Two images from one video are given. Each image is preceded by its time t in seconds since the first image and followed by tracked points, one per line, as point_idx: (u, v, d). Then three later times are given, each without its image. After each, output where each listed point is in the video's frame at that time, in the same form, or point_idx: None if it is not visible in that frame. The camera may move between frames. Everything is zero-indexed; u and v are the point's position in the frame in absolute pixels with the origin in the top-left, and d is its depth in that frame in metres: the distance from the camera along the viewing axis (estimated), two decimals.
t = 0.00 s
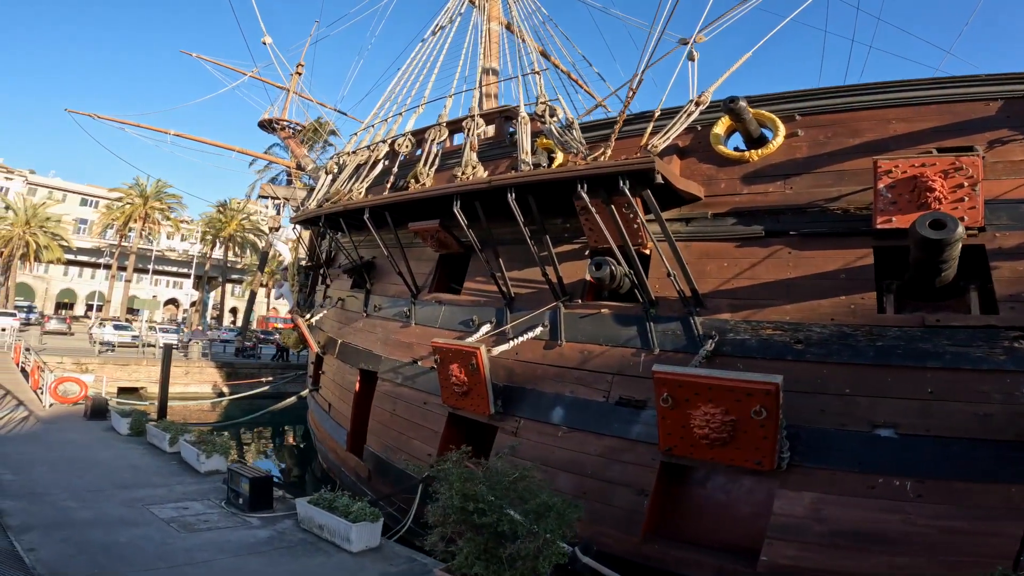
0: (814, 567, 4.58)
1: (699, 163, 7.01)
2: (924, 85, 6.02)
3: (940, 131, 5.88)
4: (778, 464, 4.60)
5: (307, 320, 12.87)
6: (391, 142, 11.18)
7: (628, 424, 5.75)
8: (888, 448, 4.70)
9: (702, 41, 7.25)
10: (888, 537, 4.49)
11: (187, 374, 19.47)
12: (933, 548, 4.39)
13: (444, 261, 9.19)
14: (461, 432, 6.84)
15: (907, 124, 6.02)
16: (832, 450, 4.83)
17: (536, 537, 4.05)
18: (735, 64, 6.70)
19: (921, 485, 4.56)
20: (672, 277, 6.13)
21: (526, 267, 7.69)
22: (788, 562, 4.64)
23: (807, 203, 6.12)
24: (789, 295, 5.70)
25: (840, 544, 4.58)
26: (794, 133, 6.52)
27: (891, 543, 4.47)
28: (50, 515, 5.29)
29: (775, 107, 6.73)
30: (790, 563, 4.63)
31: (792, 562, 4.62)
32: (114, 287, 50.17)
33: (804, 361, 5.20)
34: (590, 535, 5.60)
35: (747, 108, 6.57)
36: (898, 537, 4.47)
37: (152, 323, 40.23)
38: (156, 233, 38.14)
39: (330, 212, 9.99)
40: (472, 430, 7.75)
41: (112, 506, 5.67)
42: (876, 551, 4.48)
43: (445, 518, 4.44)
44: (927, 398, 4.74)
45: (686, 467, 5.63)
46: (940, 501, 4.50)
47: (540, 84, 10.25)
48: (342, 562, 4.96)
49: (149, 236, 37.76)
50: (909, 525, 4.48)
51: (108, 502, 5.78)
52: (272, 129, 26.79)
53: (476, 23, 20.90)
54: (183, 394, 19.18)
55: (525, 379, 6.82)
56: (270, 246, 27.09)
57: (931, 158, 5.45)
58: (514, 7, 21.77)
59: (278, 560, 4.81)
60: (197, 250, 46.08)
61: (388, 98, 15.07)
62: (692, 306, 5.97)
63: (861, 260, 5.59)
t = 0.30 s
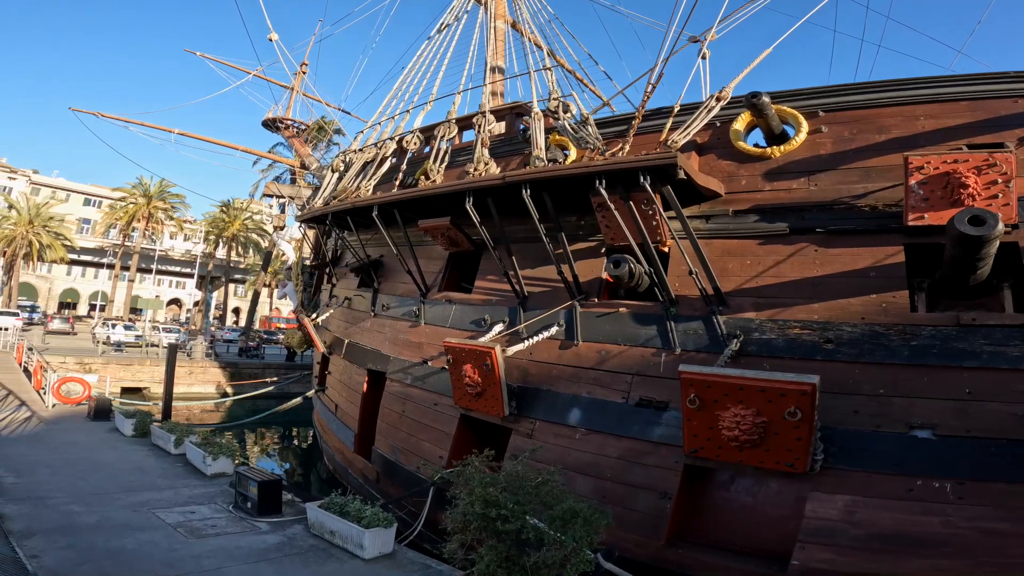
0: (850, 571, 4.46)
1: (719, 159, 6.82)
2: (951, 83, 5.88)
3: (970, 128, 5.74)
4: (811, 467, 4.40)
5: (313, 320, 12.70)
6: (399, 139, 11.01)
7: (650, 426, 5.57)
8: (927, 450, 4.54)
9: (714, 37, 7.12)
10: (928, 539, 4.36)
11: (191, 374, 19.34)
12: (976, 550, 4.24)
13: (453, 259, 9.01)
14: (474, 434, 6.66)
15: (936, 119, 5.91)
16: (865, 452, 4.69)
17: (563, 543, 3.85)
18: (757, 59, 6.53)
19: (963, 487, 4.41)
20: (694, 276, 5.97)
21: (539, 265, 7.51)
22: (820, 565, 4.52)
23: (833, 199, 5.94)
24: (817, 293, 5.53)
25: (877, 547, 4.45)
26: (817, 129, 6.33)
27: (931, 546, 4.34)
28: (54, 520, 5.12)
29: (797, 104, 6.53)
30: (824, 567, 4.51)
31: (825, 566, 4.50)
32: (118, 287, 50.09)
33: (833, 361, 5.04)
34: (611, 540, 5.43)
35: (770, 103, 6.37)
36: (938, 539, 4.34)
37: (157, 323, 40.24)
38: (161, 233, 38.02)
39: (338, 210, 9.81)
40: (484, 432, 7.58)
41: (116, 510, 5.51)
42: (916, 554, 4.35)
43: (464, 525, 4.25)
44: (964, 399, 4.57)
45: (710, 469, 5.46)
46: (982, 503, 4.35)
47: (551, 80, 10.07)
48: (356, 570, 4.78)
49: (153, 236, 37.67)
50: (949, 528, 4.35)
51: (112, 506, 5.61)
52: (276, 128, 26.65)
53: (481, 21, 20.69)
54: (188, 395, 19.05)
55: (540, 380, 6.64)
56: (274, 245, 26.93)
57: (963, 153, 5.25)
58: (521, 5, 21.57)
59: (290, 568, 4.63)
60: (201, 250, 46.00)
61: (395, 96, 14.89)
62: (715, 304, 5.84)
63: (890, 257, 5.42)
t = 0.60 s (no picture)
0: None
1: (736, 156, 6.62)
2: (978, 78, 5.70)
3: (998, 123, 5.56)
4: (843, 471, 4.25)
5: (317, 320, 12.51)
6: (405, 136, 10.83)
7: (669, 429, 5.38)
8: (964, 453, 4.39)
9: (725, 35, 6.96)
10: (965, 544, 4.18)
11: (192, 375, 19.16)
12: (1017, 555, 4.06)
13: (461, 258, 8.82)
14: (485, 437, 6.46)
15: (963, 115, 5.73)
16: (904, 456, 4.53)
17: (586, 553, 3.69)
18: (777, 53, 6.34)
19: (1001, 491, 4.27)
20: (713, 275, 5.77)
21: (550, 263, 7.32)
22: (854, 572, 4.33)
23: (857, 196, 5.76)
24: (842, 292, 5.35)
25: (911, 553, 4.27)
26: (839, 125, 6.14)
27: (969, 550, 4.16)
28: (51, 526, 4.93)
29: (818, 100, 6.32)
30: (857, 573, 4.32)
31: (856, 572, 4.32)
32: (119, 287, 50.03)
33: (863, 362, 4.90)
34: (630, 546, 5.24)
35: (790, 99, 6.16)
36: (976, 544, 4.16)
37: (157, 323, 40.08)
38: (162, 233, 37.86)
39: (343, 207, 9.62)
40: (493, 435, 7.39)
41: (117, 515, 5.32)
42: (954, 559, 4.17)
43: (480, 535, 4.13)
44: (1001, 401, 4.45)
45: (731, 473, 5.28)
46: (1021, 506, 4.21)
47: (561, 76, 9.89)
48: None
49: (154, 236, 37.52)
50: (988, 533, 4.18)
51: (112, 511, 5.43)
52: (279, 127, 26.52)
53: (485, 20, 20.53)
54: (189, 396, 18.88)
55: (553, 382, 6.44)
56: (276, 245, 26.73)
57: (993, 151, 5.04)
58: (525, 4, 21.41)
59: None
60: (203, 250, 45.89)
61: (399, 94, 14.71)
62: (736, 304, 5.65)
63: (918, 256, 5.25)
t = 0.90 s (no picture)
0: None
1: (756, 153, 6.44)
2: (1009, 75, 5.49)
3: None
4: (877, 473, 4.17)
5: (321, 320, 12.33)
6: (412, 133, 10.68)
7: (692, 432, 5.23)
8: (1003, 454, 4.30)
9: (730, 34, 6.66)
10: (1004, 546, 4.12)
11: (193, 375, 19.01)
12: None
13: (470, 257, 8.66)
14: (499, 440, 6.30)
15: (987, 114, 5.53)
16: (942, 458, 4.44)
17: (617, 563, 3.60)
18: (798, 49, 6.19)
19: None
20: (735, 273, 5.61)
21: (563, 262, 7.15)
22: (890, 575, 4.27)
23: (883, 194, 5.61)
24: (870, 291, 5.23)
25: (949, 556, 4.21)
26: (863, 123, 5.97)
27: (1008, 553, 4.09)
28: (54, 532, 4.76)
29: (840, 97, 6.16)
30: None
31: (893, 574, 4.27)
32: (120, 287, 49.92)
33: (894, 363, 4.80)
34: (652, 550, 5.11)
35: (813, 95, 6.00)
36: (1016, 546, 4.09)
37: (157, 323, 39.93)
38: (162, 232, 37.69)
39: (350, 205, 9.46)
40: (505, 437, 7.22)
41: (121, 521, 5.15)
42: (993, 561, 4.12)
43: (503, 543, 4.04)
44: None
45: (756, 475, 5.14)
46: None
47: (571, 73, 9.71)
48: None
49: (154, 235, 37.36)
50: None
51: (116, 516, 5.26)
52: (281, 126, 26.39)
53: (489, 18, 20.33)
54: (190, 396, 18.71)
55: (567, 383, 6.28)
56: (277, 245, 26.53)
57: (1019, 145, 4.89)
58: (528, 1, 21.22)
59: None
60: (203, 249, 45.74)
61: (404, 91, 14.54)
62: (758, 304, 5.51)
63: (948, 255, 5.12)
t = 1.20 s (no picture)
0: None
1: (778, 152, 6.27)
2: None
3: None
4: (916, 473, 4.11)
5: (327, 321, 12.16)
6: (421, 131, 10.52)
7: (719, 434, 5.10)
8: None
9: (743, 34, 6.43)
10: None
11: (195, 376, 18.84)
12: None
13: (482, 256, 8.50)
14: (517, 443, 6.16)
15: (1017, 112, 5.39)
16: (980, 459, 4.33)
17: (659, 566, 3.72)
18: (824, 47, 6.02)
19: None
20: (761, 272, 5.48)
21: (580, 262, 7.01)
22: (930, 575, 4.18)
23: (912, 193, 5.46)
24: (901, 291, 5.09)
25: (989, 556, 4.13)
26: (889, 121, 5.83)
27: None
28: (64, 540, 4.61)
29: (864, 96, 6.02)
30: None
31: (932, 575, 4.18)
32: (120, 287, 49.71)
33: (929, 363, 4.68)
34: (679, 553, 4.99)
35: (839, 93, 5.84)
36: None
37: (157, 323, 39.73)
38: (162, 232, 37.48)
39: (359, 204, 9.29)
40: (521, 439, 7.09)
41: (133, 527, 5.01)
42: None
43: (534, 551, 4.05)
44: None
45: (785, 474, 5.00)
46: None
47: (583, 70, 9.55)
48: None
49: (154, 236, 37.15)
50: None
51: (127, 523, 5.11)
52: (283, 125, 26.22)
53: (494, 17, 20.18)
54: (192, 397, 18.54)
55: (586, 385, 6.14)
56: (279, 245, 26.32)
57: None
58: None
59: None
60: (203, 249, 45.53)
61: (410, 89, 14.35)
62: (785, 304, 5.38)
63: (981, 254, 5.00)
